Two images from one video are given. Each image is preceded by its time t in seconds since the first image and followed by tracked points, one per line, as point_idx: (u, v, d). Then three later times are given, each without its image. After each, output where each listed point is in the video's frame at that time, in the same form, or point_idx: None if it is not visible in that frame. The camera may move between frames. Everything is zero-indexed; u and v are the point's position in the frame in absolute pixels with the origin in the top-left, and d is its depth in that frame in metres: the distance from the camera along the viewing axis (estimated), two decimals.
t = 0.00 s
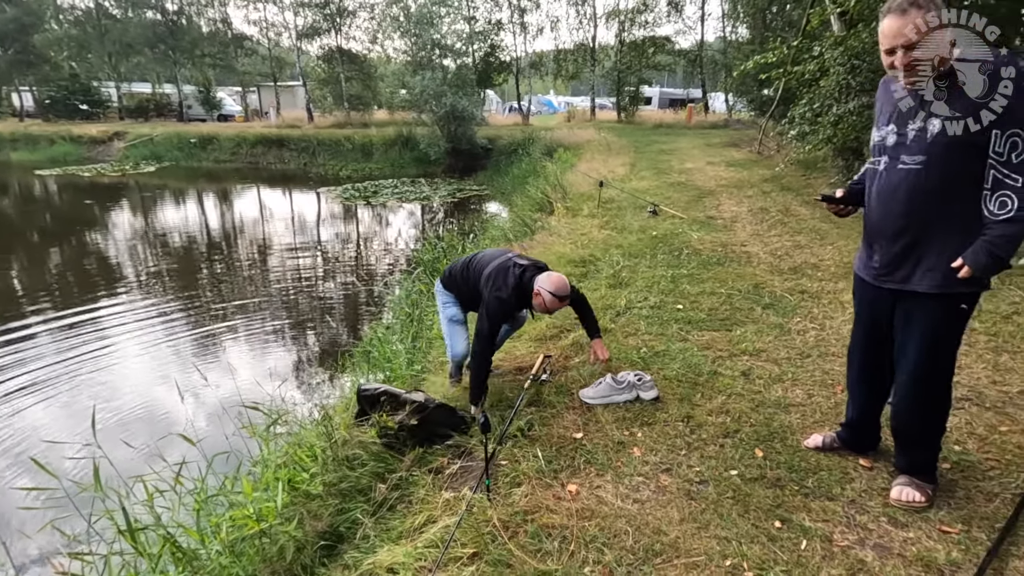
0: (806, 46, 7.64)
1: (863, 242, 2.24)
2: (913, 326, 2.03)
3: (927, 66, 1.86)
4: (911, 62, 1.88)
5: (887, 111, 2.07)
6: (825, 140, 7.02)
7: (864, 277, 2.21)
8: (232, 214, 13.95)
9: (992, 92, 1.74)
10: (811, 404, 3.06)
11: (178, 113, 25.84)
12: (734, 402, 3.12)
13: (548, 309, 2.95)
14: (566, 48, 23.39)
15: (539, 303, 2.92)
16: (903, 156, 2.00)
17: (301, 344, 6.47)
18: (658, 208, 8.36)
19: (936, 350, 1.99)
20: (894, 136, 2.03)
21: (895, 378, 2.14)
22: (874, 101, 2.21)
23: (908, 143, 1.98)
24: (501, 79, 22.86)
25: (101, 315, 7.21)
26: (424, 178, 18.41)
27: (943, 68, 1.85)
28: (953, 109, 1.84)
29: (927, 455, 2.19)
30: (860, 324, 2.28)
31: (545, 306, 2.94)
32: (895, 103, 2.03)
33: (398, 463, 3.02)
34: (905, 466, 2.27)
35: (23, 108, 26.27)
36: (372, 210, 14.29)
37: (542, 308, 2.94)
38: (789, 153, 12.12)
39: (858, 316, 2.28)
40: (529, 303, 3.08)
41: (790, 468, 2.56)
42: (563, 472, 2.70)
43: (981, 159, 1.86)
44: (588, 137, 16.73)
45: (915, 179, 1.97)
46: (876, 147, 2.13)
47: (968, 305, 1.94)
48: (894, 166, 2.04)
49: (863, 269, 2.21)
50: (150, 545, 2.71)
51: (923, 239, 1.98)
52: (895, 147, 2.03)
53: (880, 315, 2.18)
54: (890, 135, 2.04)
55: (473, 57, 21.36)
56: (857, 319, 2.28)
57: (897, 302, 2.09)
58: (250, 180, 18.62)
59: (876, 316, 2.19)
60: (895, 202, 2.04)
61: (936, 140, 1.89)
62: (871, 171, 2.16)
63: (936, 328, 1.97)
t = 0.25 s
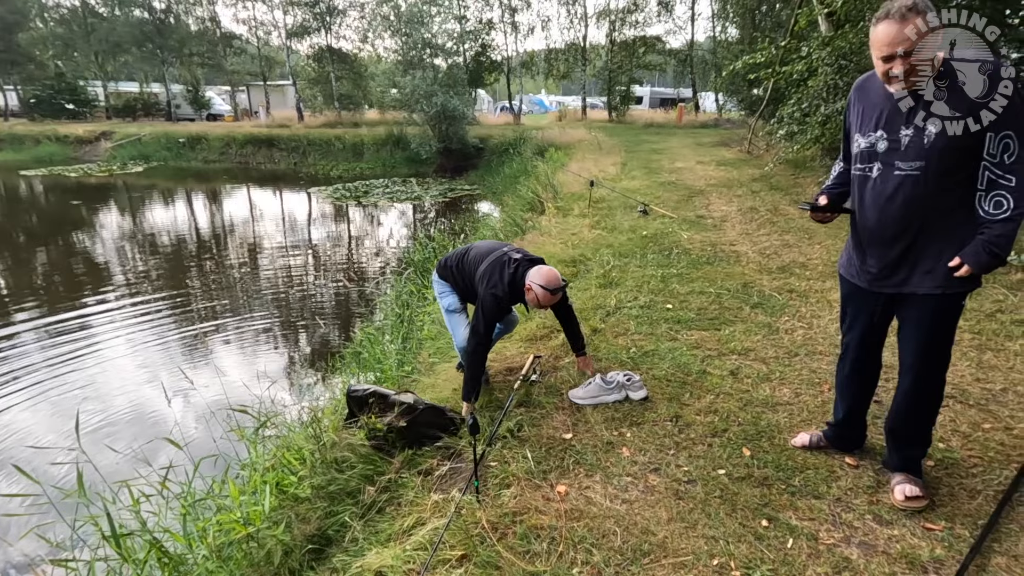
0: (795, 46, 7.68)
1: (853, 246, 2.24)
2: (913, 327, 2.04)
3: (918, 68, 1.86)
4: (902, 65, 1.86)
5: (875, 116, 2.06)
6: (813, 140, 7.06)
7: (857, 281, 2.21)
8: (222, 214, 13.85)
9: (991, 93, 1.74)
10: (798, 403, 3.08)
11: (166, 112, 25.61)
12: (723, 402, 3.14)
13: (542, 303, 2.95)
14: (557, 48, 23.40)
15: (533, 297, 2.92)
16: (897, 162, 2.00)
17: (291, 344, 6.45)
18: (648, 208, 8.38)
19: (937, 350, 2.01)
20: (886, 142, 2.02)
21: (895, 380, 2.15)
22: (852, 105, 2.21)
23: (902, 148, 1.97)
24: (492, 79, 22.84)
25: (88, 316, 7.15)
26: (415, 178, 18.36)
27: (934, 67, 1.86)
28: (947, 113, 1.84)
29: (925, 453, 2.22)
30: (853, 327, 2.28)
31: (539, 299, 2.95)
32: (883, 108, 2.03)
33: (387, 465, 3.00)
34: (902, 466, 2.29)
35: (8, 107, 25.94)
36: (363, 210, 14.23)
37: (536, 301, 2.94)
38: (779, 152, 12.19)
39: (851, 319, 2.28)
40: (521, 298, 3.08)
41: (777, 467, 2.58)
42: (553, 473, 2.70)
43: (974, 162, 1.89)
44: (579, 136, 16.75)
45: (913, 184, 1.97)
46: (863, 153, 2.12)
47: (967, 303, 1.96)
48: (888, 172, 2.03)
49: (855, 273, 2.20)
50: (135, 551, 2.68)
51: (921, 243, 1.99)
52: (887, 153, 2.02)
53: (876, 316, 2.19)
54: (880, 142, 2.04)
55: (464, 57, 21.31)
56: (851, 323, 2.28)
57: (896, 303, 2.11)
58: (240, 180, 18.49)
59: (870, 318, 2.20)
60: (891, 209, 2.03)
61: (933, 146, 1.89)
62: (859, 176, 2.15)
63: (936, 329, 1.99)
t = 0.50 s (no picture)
0: (782, 47, 7.74)
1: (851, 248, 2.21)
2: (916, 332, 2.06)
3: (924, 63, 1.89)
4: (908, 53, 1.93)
5: (886, 114, 2.01)
6: (800, 140, 7.11)
7: (855, 283, 2.19)
8: (210, 215, 13.74)
9: (991, 92, 1.77)
10: (785, 401, 3.10)
11: (153, 113, 25.36)
12: (711, 400, 3.15)
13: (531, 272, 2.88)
14: (547, 49, 23.44)
15: (521, 265, 2.86)
16: (911, 163, 1.97)
17: (281, 346, 6.41)
18: (638, 208, 8.41)
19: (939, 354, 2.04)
20: (899, 142, 1.99)
21: (896, 385, 2.16)
22: (855, 102, 2.16)
23: (917, 149, 1.95)
24: (483, 79, 22.82)
25: (74, 318, 7.06)
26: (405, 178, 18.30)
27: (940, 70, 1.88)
28: (972, 115, 1.83)
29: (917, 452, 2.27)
30: (851, 329, 2.26)
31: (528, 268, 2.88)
32: (893, 103, 2.00)
33: (376, 467, 2.98)
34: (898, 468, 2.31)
35: None
36: (353, 211, 14.17)
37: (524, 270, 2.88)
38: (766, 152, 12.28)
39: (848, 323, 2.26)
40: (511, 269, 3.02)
41: (764, 465, 2.59)
42: (542, 473, 2.69)
43: (987, 166, 1.91)
44: (569, 136, 16.78)
45: (927, 188, 1.95)
46: (870, 152, 2.08)
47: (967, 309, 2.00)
48: (900, 173, 2.00)
49: (854, 276, 2.18)
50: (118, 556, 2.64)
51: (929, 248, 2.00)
52: (900, 153, 1.99)
53: (874, 320, 2.18)
54: (893, 140, 2.00)
55: (454, 57, 21.28)
56: (848, 326, 2.26)
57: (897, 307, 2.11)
58: (228, 181, 18.34)
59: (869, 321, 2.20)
60: (903, 212, 2.01)
61: (954, 148, 1.88)
62: (865, 176, 2.11)
63: (938, 334, 2.02)
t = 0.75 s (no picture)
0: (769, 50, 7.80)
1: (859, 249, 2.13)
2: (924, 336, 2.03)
3: (936, 62, 1.87)
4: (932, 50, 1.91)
5: (910, 109, 1.93)
6: (787, 142, 7.17)
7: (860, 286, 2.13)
8: (197, 218, 13.62)
9: (990, 92, 1.77)
10: (773, 400, 3.12)
11: (139, 115, 25.12)
12: (700, 400, 3.16)
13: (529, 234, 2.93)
14: (536, 51, 23.48)
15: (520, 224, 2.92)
16: (935, 164, 1.91)
17: (270, 350, 6.36)
18: (628, 209, 8.44)
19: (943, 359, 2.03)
20: (924, 141, 1.91)
21: (903, 388, 2.13)
22: (875, 96, 2.08)
23: (942, 149, 1.89)
24: (472, 82, 22.81)
25: (59, 322, 6.96)
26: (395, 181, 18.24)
27: (949, 72, 1.83)
28: (1003, 117, 1.78)
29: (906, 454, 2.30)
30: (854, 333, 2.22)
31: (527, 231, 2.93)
32: (914, 98, 1.92)
33: (366, 471, 2.96)
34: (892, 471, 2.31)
35: None
36: (343, 214, 14.10)
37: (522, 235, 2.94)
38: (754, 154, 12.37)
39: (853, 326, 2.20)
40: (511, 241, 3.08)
41: (753, 464, 2.60)
42: (532, 475, 2.69)
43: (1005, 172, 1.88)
44: (558, 139, 16.81)
45: (950, 190, 1.89)
46: (890, 150, 2.00)
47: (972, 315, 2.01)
48: (921, 173, 1.94)
49: (860, 279, 2.12)
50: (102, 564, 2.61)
51: (943, 254, 1.96)
52: (923, 152, 1.92)
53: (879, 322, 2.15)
54: (916, 138, 1.93)
55: (444, 60, 21.25)
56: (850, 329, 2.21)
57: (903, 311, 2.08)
58: (216, 184, 18.19)
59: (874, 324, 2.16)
60: (923, 214, 1.95)
61: (981, 150, 1.83)
62: (883, 175, 2.04)
63: (944, 340, 2.02)
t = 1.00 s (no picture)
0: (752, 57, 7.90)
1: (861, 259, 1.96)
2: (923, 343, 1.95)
3: (941, 65, 1.76)
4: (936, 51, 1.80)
5: (921, 109, 1.77)
6: (770, 147, 7.26)
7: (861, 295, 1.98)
8: (180, 225, 13.45)
9: (990, 93, 1.69)
10: (759, 402, 3.14)
11: (121, 121, 24.81)
12: (687, 403, 3.17)
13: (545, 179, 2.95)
14: (522, 58, 23.60)
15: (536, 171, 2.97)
16: (946, 167, 1.77)
17: (255, 358, 6.29)
18: (614, 214, 8.48)
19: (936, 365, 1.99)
20: (933, 143, 1.77)
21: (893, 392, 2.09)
22: (878, 95, 1.90)
23: (953, 153, 1.75)
24: (458, 88, 22.86)
25: (37, 332, 6.82)
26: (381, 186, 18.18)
27: (964, 73, 1.71)
28: (1014, 120, 1.69)
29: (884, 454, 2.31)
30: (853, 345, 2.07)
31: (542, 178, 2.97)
32: (923, 98, 1.77)
33: (352, 478, 2.92)
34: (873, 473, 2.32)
35: None
36: (329, 220, 14.02)
37: (539, 188, 2.99)
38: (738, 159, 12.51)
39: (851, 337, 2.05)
40: (527, 215, 3.11)
41: (740, 466, 2.61)
42: (520, 480, 2.67)
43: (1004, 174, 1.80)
44: (545, 144, 16.88)
45: (963, 195, 1.77)
46: (898, 153, 1.83)
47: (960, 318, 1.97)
48: (933, 177, 1.78)
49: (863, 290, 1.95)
50: None
51: (950, 261, 1.85)
52: (933, 155, 1.77)
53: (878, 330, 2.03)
54: (925, 140, 1.77)
55: (430, 65, 21.27)
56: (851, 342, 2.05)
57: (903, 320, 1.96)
58: (199, 190, 18.01)
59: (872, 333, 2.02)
60: (931, 221, 1.81)
61: (993, 153, 1.73)
62: (889, 179, 1.86)
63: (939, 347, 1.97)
